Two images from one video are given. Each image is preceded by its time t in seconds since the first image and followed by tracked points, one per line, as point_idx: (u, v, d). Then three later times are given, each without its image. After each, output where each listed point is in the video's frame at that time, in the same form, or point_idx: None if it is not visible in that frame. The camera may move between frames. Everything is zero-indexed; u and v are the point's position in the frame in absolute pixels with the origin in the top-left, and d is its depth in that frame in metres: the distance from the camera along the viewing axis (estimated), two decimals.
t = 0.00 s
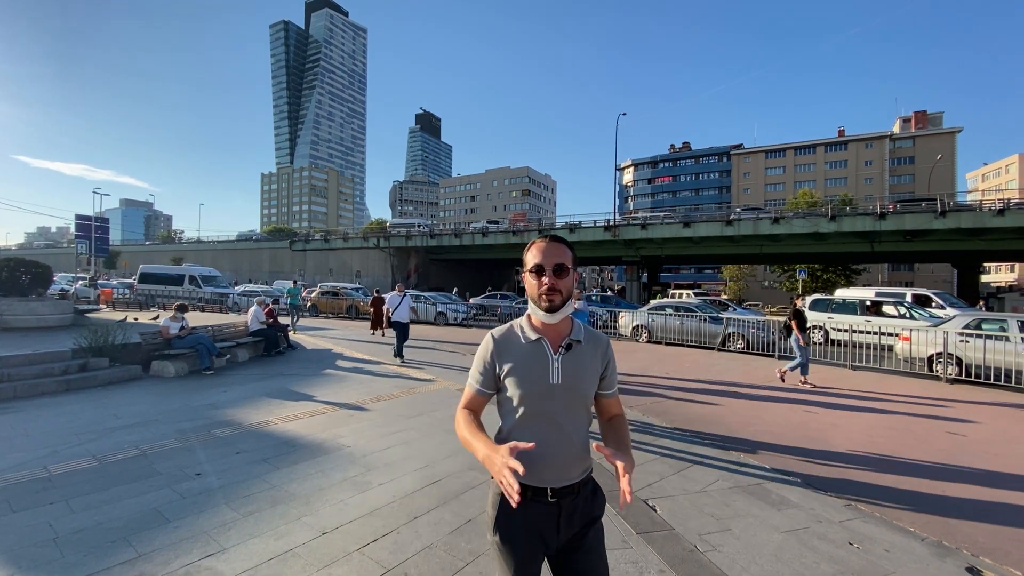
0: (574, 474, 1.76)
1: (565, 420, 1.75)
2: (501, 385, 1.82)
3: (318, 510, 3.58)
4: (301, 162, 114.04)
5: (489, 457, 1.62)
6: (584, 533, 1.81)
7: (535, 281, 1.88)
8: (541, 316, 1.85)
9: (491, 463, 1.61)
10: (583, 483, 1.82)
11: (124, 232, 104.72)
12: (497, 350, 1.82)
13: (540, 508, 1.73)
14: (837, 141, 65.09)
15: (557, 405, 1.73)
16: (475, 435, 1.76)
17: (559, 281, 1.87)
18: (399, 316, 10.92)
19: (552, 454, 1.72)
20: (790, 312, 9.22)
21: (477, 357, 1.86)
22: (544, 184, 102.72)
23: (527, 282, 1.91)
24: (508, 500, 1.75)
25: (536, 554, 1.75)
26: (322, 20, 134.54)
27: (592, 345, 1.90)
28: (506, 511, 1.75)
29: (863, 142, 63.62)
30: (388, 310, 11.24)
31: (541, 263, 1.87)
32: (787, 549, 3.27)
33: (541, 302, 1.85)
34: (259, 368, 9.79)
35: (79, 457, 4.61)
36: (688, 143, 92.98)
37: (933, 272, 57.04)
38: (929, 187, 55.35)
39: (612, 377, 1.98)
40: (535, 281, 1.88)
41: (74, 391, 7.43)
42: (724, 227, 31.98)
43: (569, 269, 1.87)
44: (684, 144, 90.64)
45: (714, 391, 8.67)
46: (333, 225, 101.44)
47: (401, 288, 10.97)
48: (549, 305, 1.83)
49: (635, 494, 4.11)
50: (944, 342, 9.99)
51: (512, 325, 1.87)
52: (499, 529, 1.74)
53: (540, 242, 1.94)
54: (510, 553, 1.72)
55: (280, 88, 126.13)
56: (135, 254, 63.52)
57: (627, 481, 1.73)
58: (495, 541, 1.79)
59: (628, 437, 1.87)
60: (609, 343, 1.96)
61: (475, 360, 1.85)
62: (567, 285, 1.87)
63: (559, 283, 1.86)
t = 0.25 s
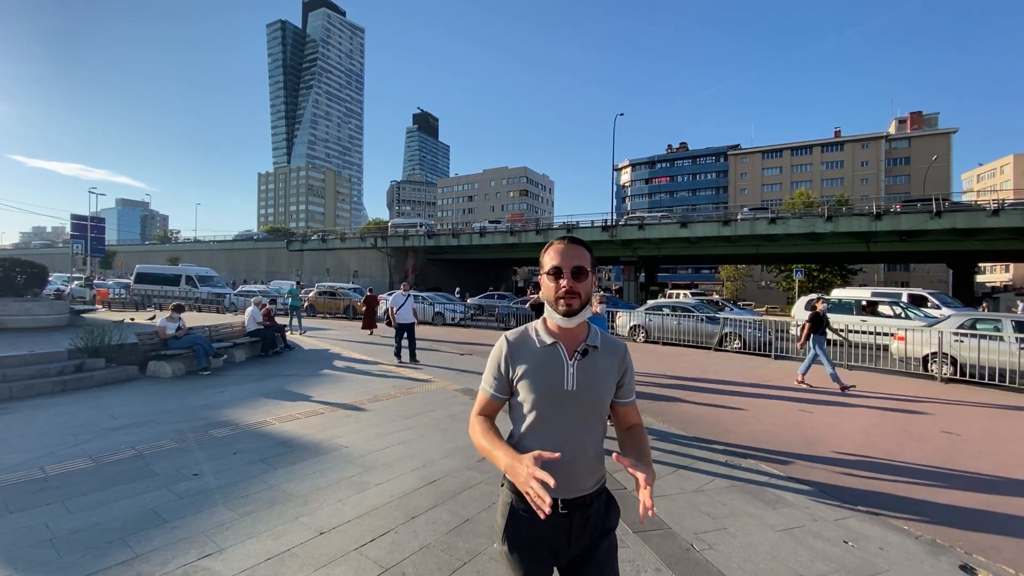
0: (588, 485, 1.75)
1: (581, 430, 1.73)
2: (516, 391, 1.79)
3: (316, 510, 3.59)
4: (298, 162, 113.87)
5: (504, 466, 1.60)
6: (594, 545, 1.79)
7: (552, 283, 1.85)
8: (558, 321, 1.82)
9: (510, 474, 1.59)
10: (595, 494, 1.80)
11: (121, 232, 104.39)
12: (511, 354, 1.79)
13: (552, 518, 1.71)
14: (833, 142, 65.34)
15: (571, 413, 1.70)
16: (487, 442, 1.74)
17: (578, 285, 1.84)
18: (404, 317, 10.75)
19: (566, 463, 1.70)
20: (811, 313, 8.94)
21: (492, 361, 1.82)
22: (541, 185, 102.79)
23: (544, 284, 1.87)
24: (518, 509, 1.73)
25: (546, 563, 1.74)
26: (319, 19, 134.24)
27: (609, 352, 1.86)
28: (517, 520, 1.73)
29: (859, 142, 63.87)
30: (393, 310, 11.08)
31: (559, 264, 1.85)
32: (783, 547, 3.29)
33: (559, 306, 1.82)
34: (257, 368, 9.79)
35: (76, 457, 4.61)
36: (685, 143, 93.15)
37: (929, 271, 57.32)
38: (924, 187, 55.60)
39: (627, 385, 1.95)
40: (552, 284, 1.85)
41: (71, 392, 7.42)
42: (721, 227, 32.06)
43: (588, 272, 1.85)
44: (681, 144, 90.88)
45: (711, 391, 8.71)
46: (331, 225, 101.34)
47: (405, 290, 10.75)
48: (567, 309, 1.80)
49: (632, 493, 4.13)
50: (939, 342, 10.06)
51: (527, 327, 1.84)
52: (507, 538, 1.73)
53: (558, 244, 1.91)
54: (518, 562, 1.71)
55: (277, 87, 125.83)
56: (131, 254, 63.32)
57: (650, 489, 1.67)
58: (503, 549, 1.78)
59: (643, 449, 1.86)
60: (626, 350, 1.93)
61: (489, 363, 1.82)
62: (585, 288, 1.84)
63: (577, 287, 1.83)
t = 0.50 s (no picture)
0: (602, 492, 1.75)
1: (596, 436, 1.72)
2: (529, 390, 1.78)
3: (312, 509, 3.60)
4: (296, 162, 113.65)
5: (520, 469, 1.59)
6: (606, 552, 1.79)
7: (574, 282, 1.83)
8: (579, 320, 1.80)
9: (528, 479, 1.56)
10: (610, 501, 1.79)
11: (117, 233, 103.96)
12: (527, 355, 1.77)
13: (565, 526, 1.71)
14: (830, 142, 65.53)
15: (588, 418, 1.69)
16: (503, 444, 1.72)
17: (600, 283, 1.82)
18: (410, 319, 10.46)
19: (581, 468, 1.70)
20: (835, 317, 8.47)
21: (506, 360, 1.80)
22: (539, 184, 102.85)
23: (564, 283, 1.85)
24: (530, 515, 1.73)
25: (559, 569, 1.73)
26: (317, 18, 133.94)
27: (627, 355, 1.84)
28: (530, 525, 1.73)
29: (855, 142, 64.07)
30: (399, 311, 10.77)
31: (581, 262, 1.83)
32: (777, 546, 3.32)
33: (579, 304, 1.80)
34: (254, 368, 9.78)
35: (72, 458, 4.60)
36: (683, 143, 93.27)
37: (925, 271, 57.56)
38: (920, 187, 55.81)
39: (646, 391, 1.93)
40: (574, 282, 1.82)
41: (67, 392, 7.41)
42: (718, 227, 32.15)
43: (611, 271, 1.83)
44: (679, 145, 91.06)
45: (707, 390, 8.75)
46: (328, 225, 101.20)
47: (412, 290, 10.42)
48: (588, 307, 1.78)
49: (628, 493, 4.14)
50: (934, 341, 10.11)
51: (545, 327, 1.82)
52: (520, 542, 1.73)
53: (578, 242, 1.88)
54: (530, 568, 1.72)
55: (274, 87, 125.53)
56: (127, 254, 63.08)
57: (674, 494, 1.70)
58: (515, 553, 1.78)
59: (662, 456, 1.85)
60: (646, 354, 1.91)
61: (505, 363, 1.80)
62: (607, 287, 1.83)
63: (600, 285, 1.81)
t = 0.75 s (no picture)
0: (608, 494, 1.75)
1: (601, 436, 1.70)
2: (534, 390, 1.77)
3: (310, 508, 3.62)
4: (294, 162, 113.50)
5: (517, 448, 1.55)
6: (613, 557, 1.78)
7: (582, 286, 1.83)
8: (587, 324, 1.80)
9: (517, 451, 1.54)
10: (615, 504, 1.79)
11: (114, 233, 103.63)
12: (533, 354, 1.77)
13: (570, 528, 1.70)
14: (827, 143, 65.73)
15: (594, 418, 1.68)
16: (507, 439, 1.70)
17: (608, 287, 1.83)
18: (415, 318, 10.12)
19: (587, 468, 1.69)
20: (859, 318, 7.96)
21: (512, 359, 1.80)
22: (537, 184, 102.92)
23: (572, 285, 1.85)
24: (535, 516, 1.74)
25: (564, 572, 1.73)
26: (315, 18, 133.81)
27: (636, 357, 1.83)
28: (535, 526, 1.73)
29: (852, 143, 64.29)
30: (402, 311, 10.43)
31: (590, 266, 1.82)
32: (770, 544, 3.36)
33: (588, 309, 1.80)
34: (251, 369, 9.78)
35: (69, 458, 4.61)
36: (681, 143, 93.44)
37: (921, 272, 57.82)
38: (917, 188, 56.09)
39: (657, 394, 1.89)
40: (582, 286, 1.83)
41: (64, 392, 7.41)
42: (715, 227, 32.22)
43: (620, 275, 1.84)
44: (677, 145, 91.24)
45: (703, 389, 8.79)
46: (326, 225, 101.15)
47: (417, 287, 10.07)
48: (597, 312, 1.79)
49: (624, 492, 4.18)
50: (929, 341, 10.18)
51: (552, 328, 1.82)
52: (525, 543, 1.72)
53: (587, 243, 1.88)
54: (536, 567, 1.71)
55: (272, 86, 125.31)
56: (124, 255, 62.95)
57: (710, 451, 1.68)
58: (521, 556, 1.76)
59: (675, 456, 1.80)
60: (655, 356, 1.89)
61: (510, 360, 1.80)
62: (615, 290, 1.84)
63: (608, 290, 1.82)
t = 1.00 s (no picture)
0: (606, 494, 1.76)
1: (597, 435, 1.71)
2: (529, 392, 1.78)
3: (306, 507, 3.65)
4: (292, 162, 113.43)
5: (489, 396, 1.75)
6: (612, 559, 1.79)
7: (573, 288, 1.84)
8: (579, 325, 1.80)
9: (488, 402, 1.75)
10: (614, 505, 1.79)
11: (111, 233, 103.31)
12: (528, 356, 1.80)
13: (568, 530, 1.73)
14: (824, 143, 65.95)
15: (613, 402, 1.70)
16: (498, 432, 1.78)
17: (600, 287, 1.83)
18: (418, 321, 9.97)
19: (581, 462, 1.71)
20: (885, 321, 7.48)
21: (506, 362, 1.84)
22: (536, 184, 103.00)
23: (564, 287, 1.87)
24: (533, 516, 1.77)
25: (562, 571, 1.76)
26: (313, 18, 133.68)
27: (633, 355, 1.81)
28: (533, 526, 1.76)
29: (849, 144, 64.50)
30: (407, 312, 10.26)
31: (580, 267, 1.83)
32: (761, 540, 3.41)
33: (580, 311, 1.81)
34: (248, 369, 9.79)
35: (66, 457, 4.63)
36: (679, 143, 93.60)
37: (917, 272, 58.07)
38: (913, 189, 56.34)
39: (659, 389, 1.82)
40: (572, 289, 1.85)
41: (61, 392, 7.42)
42: (713, 228, 32.31)
43: (609, 275, 1.84)
44: (674, 145, 91.41)
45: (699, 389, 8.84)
46: (324, 225, 101.14)
47: (421, 290, 9.89)
48: (588, 313, 1.79)
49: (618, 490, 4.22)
50: (923, 341, 10.25)
51: (546, 330, 1.84)
52: (522, 542, 1.77)
53: (577, 245, 1.89)
54: (535, 566, 1.74)
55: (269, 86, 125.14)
56: (121, 254, 62.82)
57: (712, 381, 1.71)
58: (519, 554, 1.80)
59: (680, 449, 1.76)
60: (652, 352, 1.85)
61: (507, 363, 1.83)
62: (606, 291, 1.84)
63: (598, 291, 1.82)
